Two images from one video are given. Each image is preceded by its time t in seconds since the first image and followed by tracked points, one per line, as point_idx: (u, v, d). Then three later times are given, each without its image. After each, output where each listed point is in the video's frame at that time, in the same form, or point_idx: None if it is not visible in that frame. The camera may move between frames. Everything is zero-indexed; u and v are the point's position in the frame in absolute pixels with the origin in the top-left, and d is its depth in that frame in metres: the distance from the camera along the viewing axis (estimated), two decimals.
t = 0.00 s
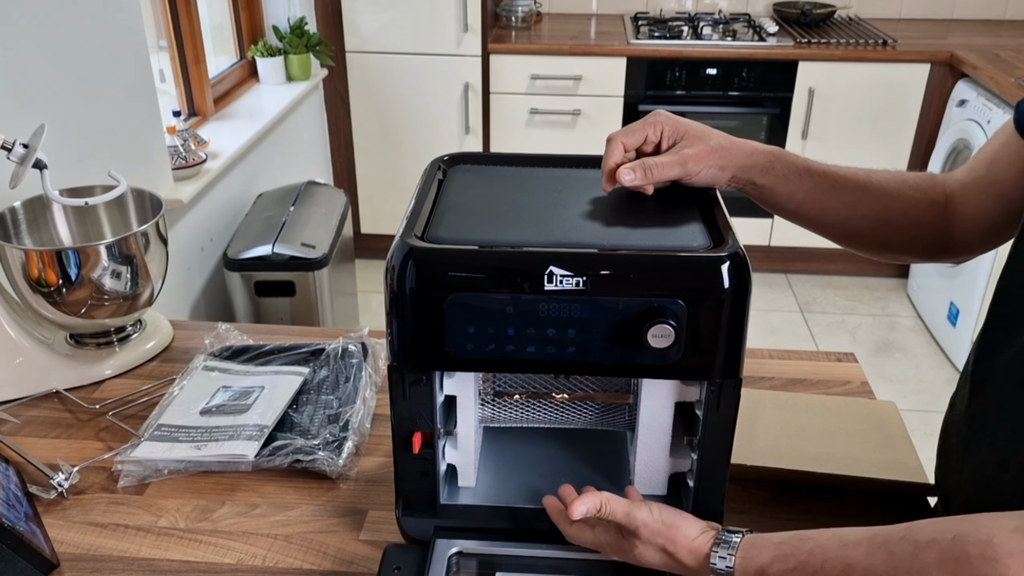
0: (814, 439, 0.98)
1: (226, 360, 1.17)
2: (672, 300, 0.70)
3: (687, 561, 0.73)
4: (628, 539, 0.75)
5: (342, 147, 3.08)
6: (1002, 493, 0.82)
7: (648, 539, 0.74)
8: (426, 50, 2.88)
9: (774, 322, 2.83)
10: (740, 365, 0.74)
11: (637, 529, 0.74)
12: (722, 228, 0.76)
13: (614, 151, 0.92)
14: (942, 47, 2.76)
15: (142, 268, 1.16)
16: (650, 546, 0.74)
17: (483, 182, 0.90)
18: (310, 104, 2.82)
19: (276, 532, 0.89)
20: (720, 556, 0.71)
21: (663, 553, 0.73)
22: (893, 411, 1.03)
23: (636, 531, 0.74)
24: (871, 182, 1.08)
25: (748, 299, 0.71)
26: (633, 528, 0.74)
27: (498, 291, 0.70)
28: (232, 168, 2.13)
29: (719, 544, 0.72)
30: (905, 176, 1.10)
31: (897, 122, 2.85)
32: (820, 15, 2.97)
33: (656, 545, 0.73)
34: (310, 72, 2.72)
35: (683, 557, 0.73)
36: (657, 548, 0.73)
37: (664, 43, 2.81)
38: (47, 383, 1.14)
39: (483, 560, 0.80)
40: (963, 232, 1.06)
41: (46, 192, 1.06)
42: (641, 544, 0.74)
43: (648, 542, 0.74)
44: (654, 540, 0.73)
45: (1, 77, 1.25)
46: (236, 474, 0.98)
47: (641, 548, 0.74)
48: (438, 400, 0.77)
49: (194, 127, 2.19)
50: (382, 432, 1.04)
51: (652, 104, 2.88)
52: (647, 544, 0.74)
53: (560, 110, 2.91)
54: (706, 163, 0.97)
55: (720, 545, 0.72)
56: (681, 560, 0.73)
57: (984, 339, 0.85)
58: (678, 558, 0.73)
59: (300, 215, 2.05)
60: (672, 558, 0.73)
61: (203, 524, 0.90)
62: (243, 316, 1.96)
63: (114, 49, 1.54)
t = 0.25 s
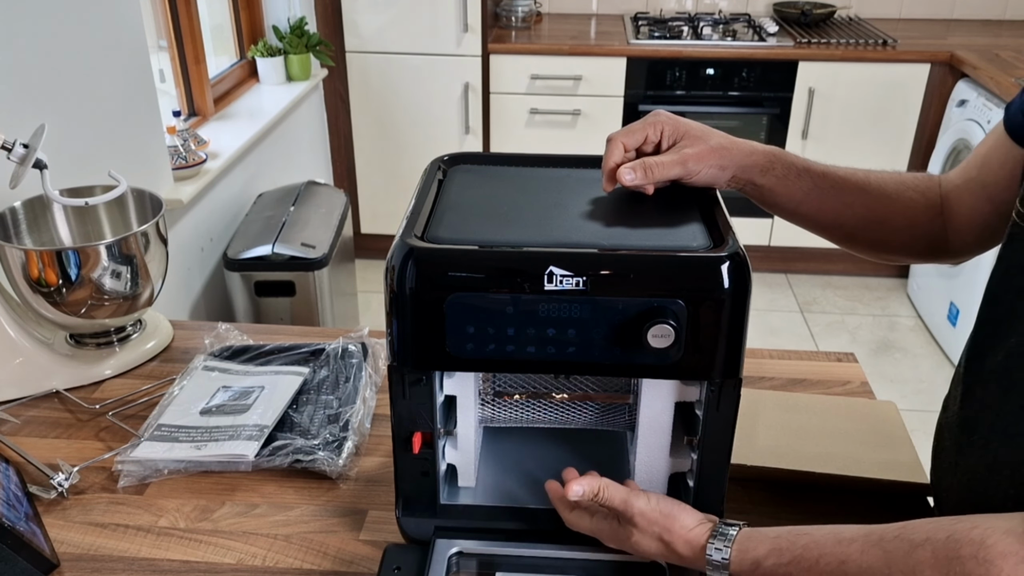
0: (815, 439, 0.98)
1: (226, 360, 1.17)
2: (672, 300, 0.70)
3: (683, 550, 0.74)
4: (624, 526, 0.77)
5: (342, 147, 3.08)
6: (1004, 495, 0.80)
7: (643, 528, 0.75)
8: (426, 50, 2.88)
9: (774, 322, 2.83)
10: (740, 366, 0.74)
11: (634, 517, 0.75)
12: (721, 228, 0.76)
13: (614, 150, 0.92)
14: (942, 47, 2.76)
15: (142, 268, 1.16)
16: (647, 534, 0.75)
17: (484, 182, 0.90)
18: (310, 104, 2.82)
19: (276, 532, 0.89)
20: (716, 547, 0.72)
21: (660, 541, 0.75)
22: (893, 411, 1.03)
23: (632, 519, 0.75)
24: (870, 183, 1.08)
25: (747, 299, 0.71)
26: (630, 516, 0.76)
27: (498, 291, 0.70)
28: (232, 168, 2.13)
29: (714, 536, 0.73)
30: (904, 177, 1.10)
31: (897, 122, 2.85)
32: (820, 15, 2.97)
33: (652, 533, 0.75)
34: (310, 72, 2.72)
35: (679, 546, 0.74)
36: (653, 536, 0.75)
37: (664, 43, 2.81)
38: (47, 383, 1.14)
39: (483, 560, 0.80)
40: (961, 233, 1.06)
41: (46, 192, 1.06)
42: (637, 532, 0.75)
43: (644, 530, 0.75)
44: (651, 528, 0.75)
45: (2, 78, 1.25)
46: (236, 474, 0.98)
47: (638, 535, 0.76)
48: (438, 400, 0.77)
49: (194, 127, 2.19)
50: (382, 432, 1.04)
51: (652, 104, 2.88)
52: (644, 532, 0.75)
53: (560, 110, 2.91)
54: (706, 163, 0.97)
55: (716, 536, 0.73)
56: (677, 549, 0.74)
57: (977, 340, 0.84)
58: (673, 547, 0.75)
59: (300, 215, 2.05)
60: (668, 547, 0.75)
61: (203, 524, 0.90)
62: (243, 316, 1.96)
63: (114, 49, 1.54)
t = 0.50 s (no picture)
0: (815, 439, 0.98)
1: (226, 360, 1.17)
2: (672, 300, 0.70)
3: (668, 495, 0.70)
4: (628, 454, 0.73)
5: (342, 147, 3.08)
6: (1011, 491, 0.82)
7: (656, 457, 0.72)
8: (426, 50, 2.88)
9: (774, 322, 2.83)
10: (741, 365, 0.74)
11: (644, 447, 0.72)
12: (722, 228, 0.76)
13: (614, 151, 0.92)
14: (942, 47, 2.76)
15: (142, 268, 1.16)
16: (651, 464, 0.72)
17: (483, 182, 0.90)
18: (310, 104, 2.82)
19: (276, 532, 0.89)
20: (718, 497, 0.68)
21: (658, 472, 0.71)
22: (893, 411, 1.03)
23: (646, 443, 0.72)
24: (873, 180, 1.08)
25: (748, 298, 0.71)
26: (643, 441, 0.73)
27: (498, 291, 0.70)
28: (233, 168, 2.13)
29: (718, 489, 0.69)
30: (908, 172, 1.09)
31: (898, 122, 2.85)
32: (820, 15, 2.97)
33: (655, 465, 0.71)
34: (310, 72, 2.72)
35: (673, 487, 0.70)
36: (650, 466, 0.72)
37: (664, 43, 2.81)
38: (47, 383, 1.14)
39: (483, 560, 0.80)
40: (965, 227, 1.05)
41: (46, 192, 1.06)
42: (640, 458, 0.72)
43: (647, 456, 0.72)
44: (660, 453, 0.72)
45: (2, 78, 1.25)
46: (236, 474, 0.98)
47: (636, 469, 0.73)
48: (438, 400, 0.77)
49: (194, 127, 2.19)
50: (382, 432, 1.04)
51: (652, 104, 2.88)
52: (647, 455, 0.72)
53: (560, 110, 2.91)
54: (707, 162, 0.97)
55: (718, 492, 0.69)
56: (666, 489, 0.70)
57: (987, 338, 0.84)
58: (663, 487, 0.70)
59: (300, 215, 2.05)
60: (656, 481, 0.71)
61: (203, 524, 0.90)
62: (243, 316, 1.96)
63: (114, 49, 1.54)
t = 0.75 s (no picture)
0: (815, 439, 0.98)
1: (225, 361, 1.17)
2: (672, 300, 0.70)
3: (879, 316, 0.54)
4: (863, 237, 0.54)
5: (342, 147, 3.08)
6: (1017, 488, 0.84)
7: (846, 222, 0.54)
8: (426, 50, 2.88)
9: (774, 322, 2.83)
10: (741, 365, 0.74)
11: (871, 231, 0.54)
12: (721, 228, 0.76)
13: (614, 150, 0.93)
14: (942, 47, 2.76)
15: (142, 268, 1.16)
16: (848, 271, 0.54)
17: (483, 182, 0.90)
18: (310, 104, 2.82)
19: (276, 532, 0.89)
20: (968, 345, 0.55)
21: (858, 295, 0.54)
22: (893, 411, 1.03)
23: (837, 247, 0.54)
24: (875, 177, 1.07)
25: (748, 298, 0.71)
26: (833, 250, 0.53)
27: (498, 291, 0.70)
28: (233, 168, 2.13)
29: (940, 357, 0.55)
30: (910, 167, 1.09)
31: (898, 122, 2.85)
32: (820, 15, 2.97)
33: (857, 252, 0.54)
34: (310, 72, 2.72)
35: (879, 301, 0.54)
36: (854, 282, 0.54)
37: (664, 43, 2.81)
38: (47, 383, 1.14)
39: (483, 560, 0.80)
40: (970, 221, 1.04)
41: (46, 193, 1.06)
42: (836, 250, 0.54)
43: (862, 245, 0.54)
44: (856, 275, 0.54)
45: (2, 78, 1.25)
46: (236, 474, 0.98)
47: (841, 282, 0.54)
48: (438, 400, 0.77)
49: (194, 127, 2.19)
50: (382, 432, 1.04)
51: (652, 104, 2.88)
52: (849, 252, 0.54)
53: (560, 110, 2.91)
54: (707, 161, 0.97)
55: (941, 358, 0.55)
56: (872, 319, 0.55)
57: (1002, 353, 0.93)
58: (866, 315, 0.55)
59: (300, 215, 2.05)
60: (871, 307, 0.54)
61: (203, 524, 0.90)
62: (243, 316, 1.96)
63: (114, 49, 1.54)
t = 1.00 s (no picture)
0: (814, 438, 0.98)
1: (226, 360, 1.17)
2: (672, 299, 0.70)
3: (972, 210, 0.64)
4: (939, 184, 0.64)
5: (342, 147, 3.09)
6: None
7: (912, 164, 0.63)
8: (426, 50, 2.88)
9: (774, 322, 2.83)
10: (741, 365, 0.74)
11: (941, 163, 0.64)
12: (721, 228, 0.77)
13: (613, 152, 0.93)
14: (941, 47, 2.76)
15: (142, 267, 1.16)
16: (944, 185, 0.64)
17: (483, 182, 0.90)
18: (310, 104, 2.82)
19: (277, 532, 0.89)
20: None
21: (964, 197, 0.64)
22: (892, 411, 1.03)
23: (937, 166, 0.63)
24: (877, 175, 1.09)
25: (748, 297, 0.71)
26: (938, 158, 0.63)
27: (498, 291, 0.70)
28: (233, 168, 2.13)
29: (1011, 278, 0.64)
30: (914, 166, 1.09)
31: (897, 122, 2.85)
32: (820, 15, 2.97)
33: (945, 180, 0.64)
34: (310, 72, 2.72)
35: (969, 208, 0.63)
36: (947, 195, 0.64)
37: (664, 43, 2.81)
38: (47, 383, 1.14)
39: (483, 560, 0.80)
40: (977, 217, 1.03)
41: (47, 192, 1.06)
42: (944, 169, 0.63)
43: (964, 150, 0.64)
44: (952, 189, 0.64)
45: (2, 78, 1.25)
46: (236, 474, 0.98)
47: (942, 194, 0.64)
48: (438, 400, 0.78)
49: (195, 127, 2.19)
50: (382, 432, 1.04)
51: (652, 104, 2.88)
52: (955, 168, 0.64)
53: (560, 110, 2.91)
54: (709, 162, 0.96)
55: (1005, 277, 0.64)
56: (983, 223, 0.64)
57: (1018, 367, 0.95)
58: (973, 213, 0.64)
59: (300, 215, 2.05)
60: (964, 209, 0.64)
61: (203, 524, 0.90)
62: (243, 316, 1.96)
63: (114, 49, 1.54)
